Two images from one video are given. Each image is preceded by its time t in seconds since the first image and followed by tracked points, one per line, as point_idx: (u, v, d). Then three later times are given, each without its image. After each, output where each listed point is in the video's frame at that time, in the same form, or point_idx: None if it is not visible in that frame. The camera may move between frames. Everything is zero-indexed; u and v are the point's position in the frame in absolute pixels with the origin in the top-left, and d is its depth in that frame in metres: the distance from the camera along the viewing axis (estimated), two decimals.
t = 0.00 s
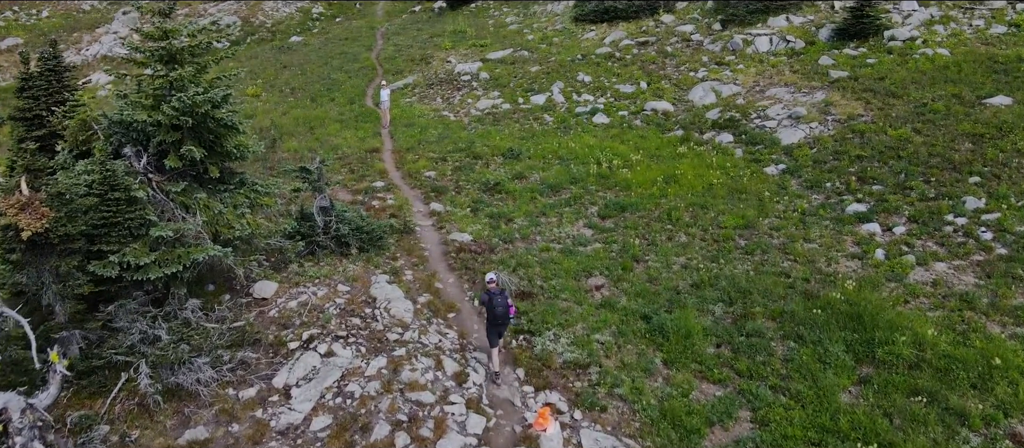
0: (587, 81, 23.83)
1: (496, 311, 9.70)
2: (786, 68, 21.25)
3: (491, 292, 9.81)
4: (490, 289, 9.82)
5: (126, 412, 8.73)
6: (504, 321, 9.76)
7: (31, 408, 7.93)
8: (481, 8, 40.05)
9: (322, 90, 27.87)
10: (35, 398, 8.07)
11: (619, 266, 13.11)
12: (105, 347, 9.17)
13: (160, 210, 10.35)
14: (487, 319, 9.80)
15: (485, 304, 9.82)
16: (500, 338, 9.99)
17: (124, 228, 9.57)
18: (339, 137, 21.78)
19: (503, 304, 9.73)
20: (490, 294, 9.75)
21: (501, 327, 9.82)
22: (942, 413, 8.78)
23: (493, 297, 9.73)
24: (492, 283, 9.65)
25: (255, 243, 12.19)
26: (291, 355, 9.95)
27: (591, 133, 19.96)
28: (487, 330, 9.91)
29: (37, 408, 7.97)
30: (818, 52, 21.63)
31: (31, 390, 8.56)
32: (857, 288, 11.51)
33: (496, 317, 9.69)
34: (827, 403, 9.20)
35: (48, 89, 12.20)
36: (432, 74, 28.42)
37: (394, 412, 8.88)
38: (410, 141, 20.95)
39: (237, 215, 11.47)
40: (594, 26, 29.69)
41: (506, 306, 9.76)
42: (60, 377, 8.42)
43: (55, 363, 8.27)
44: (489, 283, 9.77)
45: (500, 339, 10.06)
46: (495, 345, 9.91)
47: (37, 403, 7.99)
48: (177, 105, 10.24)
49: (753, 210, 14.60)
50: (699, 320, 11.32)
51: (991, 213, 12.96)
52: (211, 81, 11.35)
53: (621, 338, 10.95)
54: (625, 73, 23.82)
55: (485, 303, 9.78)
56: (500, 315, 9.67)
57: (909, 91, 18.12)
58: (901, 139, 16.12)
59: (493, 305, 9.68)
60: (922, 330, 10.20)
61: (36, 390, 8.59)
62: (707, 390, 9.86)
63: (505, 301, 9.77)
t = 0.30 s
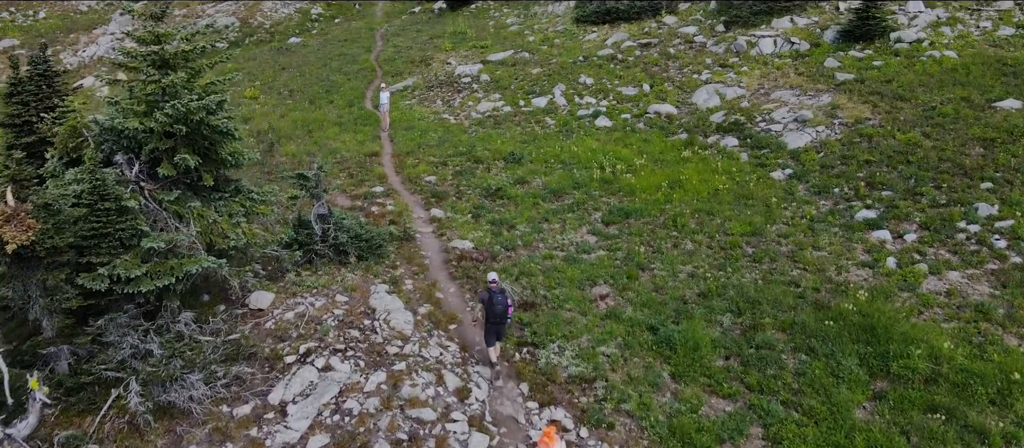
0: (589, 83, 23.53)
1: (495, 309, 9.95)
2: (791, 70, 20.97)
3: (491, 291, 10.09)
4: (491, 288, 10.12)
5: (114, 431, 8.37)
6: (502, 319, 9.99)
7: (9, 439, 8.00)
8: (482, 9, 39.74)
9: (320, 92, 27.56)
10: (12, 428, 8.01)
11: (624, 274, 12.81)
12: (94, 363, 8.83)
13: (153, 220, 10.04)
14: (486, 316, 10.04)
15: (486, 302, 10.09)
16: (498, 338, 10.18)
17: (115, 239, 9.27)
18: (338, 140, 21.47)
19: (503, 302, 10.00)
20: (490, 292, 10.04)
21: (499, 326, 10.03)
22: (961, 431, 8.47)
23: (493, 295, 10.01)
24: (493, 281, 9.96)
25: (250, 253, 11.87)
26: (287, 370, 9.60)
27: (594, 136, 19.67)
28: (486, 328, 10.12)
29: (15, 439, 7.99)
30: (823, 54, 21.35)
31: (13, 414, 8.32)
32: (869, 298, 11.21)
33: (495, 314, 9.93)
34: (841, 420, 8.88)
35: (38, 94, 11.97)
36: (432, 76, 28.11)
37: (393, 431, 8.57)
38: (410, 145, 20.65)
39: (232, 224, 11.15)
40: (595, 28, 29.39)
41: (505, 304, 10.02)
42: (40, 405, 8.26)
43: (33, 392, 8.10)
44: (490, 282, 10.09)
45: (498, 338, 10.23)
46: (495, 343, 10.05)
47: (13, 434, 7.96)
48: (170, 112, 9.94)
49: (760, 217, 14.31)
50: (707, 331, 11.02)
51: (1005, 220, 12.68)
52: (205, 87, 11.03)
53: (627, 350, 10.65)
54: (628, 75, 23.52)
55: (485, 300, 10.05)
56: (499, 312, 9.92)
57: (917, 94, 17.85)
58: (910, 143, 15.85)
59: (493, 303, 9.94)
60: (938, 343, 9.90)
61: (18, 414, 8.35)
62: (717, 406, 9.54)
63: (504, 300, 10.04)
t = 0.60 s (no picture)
0: (592, 82, 23.16)
1: (495, 308, 9.98)
2: (798, 69, 20.59)
3: (491, 290, 10.11)
4: (491, 287, 10.14)
5: None
6: (502, 317, 10.03)
7: None
8: (483, 7, 39.32)
9: (319, 91, 27.18)
10: None
11: (631, 281, 12.47)
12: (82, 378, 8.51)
13: (144, 228, 9.67)
14: (486, 315, 10.06)
15: (486, 301, 10.10)
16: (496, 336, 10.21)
17: (105, 249, 8.88)
18: (337, 141, 21.11)
19: (503, 301, 10.03)
20: (491, 290, 10.05)
21: (500, 324, 10.06)
22: None
23: (493, 294, 10.04)
24: (493, 280, 9.97)
25: (246, 261, 11.50)
26: (284, 384, 9.24)
27: (598, 137, 19.31)
28: (485, 326, 10.15)
29: None
30: (831, 53, 20.97)
31: None
32: (884, 307, 10.88)
33: (495, 313, 9.95)
34: (860, 438, 8.54)
35: (27, 97, 11.66)
36: (432, 75, 27.72)
37: None
38: (410, 146, 20.29)
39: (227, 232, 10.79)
40: (598, 26, 28.97)
41: (505, 304, 10.06)
42: (17, 436, 7.94)
43: (10, 423, 7.82)
44: (489, 281, 10.11)
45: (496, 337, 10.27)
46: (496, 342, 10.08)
47: None
48: (161, 116, 9.56)
49: (769, 221, 13.97)
50: (717, 342, 10.68)
51: (1022, 226, 12.34)
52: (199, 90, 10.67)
53: (635, 362, 10.31)
54: (631, 74, 23.14)
55: (485, 300, 10.06)
56: (499, 311, 9.96)
57: (928, 94, 17.48)
58: (921, 145, 15.50)
59: (493, 302, 9.97)
60: (958, 355, 9.56)
61: None
62: (729, 421, 9.19)
63: (504, 299, 10.07)
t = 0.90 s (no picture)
0: (596, 82, 22.73)
1: (490, 310, 9.73)
2: (806, 69, 20.16)
3: (483, 291, 9.81)
4: (482, 289, 9.83)
5: None
6: (498, 319, 9.82)
7: None
8: (483, 5, 38.86)
9: (318, 91, 26.75)
10: None
11: (639, 291, 12.08)
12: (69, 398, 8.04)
13: (134, 239, 9.28)
14: (480, 317, 9.82)
15: (479, 303, 9.83)
16: (493, 337, 10.04)
17: (92, 262, 8.52)
18: (336, 142, 20.69)
19: (496, 302, 9.78)
20: (483, 293, 9.76)
21: (496, 325, 9.87)
22: None
23: (486, 296, 9.76)
24: (484, 282, 9.64)
25: (241, 271, 11.10)
26: (280, 403, 8.82)
27: (602, 138, 18.90)
28: (480, 328, 9.95)
29: None
30: (839, 52, 20.54)
31: None
32: (903, 319, 10.49)
33: (490, 316, 9.71)
34: None
35: (12, 101, 11.23)
36: (433, 75, 27.27)
37: None
38: (411, 147, 19.87)
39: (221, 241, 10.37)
40: (601, 24, 28.51)
41: (499, 304, 9.81)
42: None
43: None
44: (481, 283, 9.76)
45: (492, 337, 10.08)
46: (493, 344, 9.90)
47: None
48: (151, 123, 9.16)
49: (780, 227, 13.58)
50: (730, 355, 10.30)
51: None
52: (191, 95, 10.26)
53: (645, 377, 9.93)
54: (636, 74, 22.71)
55: (478, 302, 9.79)
56: (494, 313, 9.72)
57: (940, 95, 17.05)
58: (935, 148, 15.08)
59: (487, 304, 9.70)
60: (982, 370, 9.16)
61: None
62: (745, 440, 8.80)
63: (497, 300, 9.82)
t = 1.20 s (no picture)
0: (604, 80, 22.20)
1: (488, 309, 9.57)
2: (820, 67, 19.60)
3: (482, 289, 9.70)
4: (481, 287, 9.72)
5: None
6: (497, 318, 9.65)
7: None
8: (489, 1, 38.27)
9: (321, 88, 26.29)
10: None
11: (651, 300, 11.63)
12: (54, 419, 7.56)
13: (125, 250, 8.87)
14: (478, 316, 9.67)
15: (478, 301, 9.70)
16: (491, 337, 9.84)
17: (79, 275, 8.07)
18: (338, 142, 20.25)
19: (495, 301, 9.63)
20: (481, 290, 9.64)
21: (494, 325, 9.68)
22: None
23: (485, 294, 9.63)
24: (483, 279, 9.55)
25: (238, 281, 10.68)
26: (277, 422, 8.42)
27: (611, 138, 18.41)
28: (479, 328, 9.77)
29: None
30: (855, 49, 19.97)
31: None
32: (928, 332, 10.01)
33: (488, 314, 9.56)
34: None
35: None
36: (437, 72, 26.77)
37: None
38: (414, 147, 19.41)
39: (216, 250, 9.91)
40: (608, 20, 27.93)
41: (497, 303, 9.65)
42: None
43: None
44: (480, 280, 9.66)
45: (491, 338, 9.89)
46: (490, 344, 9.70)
47: None
48: (141, 127, 8.71)
49: (797, 232, 13.10)
50: (748, 369, 9.84)
51: None
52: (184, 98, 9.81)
53: (659, 393, 9.49)
54: (644, 71, 22.18)
55: (477, 300, 9.66)
56: (492, 312, 9.56)
57: (960, 94, 16.49)
58: (956, 150, 14.55)
59: (485, 302, 9.56)
60: (1015, 388, 8.68)
61: None
62: None
63: (496, 298, 9.67)
